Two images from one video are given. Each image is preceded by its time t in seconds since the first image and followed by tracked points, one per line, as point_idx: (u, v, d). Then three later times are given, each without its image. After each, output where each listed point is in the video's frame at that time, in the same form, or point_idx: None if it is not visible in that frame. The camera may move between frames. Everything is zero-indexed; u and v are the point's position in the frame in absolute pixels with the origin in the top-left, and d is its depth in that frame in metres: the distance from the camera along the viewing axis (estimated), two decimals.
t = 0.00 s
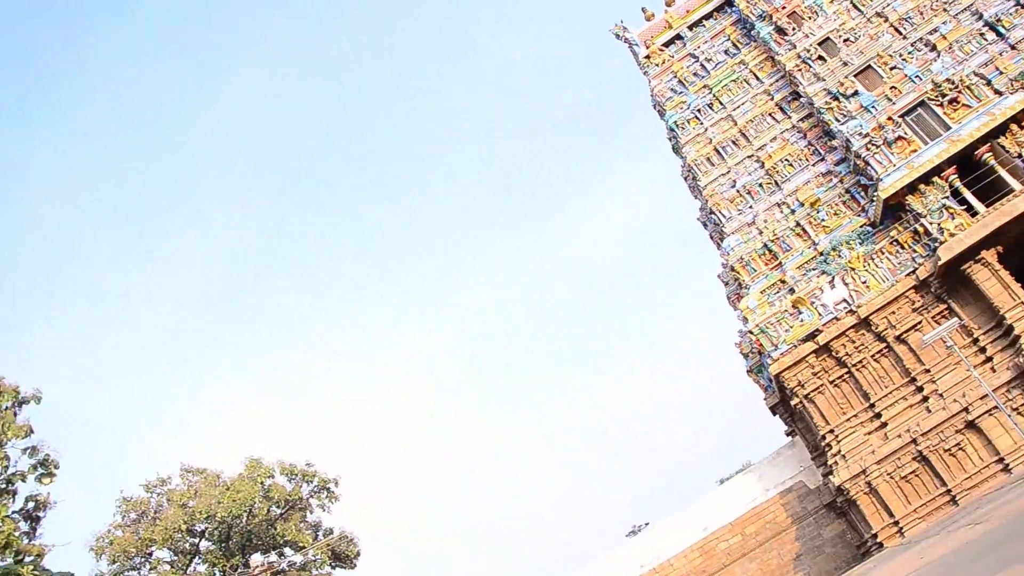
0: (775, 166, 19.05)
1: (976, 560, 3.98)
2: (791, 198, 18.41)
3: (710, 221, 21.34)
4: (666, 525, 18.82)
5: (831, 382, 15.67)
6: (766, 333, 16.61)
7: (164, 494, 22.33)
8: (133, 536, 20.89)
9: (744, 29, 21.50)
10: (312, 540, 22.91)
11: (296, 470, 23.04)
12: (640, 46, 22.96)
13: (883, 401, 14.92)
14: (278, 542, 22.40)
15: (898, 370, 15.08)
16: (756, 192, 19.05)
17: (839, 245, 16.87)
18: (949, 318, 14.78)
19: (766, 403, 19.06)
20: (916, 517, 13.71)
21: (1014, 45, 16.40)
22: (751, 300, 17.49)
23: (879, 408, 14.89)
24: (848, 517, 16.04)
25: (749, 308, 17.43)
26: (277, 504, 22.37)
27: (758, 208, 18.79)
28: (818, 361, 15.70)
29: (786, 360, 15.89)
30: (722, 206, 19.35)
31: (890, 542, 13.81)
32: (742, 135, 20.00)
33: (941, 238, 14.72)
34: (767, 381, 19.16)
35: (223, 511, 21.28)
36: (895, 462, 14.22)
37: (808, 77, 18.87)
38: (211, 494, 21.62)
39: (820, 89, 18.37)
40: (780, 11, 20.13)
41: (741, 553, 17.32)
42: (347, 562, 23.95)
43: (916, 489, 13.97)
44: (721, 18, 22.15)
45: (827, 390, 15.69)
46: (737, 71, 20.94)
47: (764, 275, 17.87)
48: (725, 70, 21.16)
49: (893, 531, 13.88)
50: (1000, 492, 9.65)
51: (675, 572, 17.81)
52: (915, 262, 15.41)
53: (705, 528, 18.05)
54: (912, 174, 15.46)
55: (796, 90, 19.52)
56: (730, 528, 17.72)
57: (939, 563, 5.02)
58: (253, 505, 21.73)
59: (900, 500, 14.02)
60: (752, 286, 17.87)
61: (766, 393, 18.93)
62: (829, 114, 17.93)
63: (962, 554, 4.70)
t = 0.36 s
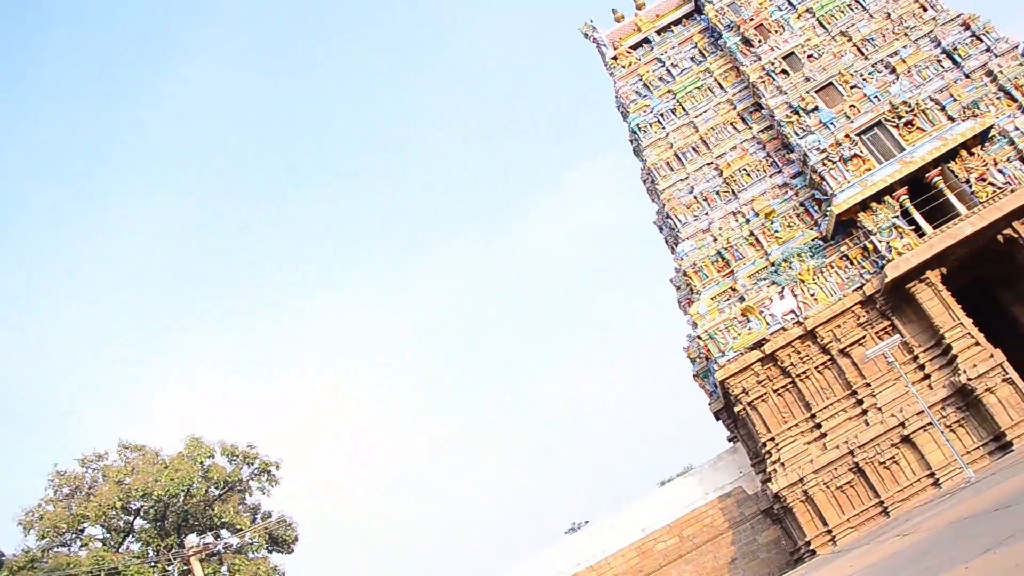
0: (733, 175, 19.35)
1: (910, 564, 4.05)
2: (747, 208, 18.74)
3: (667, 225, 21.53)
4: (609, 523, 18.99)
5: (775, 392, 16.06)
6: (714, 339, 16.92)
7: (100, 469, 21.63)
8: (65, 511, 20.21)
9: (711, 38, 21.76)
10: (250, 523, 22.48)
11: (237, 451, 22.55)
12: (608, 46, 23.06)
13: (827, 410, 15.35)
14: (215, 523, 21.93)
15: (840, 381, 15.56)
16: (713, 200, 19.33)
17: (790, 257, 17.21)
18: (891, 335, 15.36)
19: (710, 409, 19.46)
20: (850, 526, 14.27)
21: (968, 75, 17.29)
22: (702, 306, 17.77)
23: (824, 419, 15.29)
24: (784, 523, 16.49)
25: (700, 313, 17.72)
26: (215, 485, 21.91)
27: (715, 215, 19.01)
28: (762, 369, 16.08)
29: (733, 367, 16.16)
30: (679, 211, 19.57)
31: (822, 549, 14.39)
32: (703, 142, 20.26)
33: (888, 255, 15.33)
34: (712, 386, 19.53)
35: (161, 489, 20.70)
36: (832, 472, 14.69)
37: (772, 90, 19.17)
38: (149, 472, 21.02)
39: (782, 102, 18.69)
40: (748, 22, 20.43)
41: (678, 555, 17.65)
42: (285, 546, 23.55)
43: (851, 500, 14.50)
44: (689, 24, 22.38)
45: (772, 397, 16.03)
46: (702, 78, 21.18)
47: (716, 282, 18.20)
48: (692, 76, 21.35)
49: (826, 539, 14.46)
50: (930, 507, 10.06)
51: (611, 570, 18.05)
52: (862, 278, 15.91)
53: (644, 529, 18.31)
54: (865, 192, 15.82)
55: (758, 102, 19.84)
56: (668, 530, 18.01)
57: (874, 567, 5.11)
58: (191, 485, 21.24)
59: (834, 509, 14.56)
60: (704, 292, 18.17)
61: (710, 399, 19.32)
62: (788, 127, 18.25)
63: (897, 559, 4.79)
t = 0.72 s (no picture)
0: (692, 179, 19.60)
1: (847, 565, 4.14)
2: (704, 211, 19.01)
3: (624, 225, 21.68)
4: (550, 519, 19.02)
5: (723, 395, 16.36)
6: (665, 339, 17.08)
7: (35, 449, 20.85)
8: None
9: (677, 41, 22.01)
10: (193, 507, 21.99)
11: (181, 433, 22.03)
12: (574, 44, 23.15)
13: (772, 412, 15.73)
14: (156, 506, 21.41)
15: (787, 385, 15.95)
16: (671, 202, 19.55)
17: (743, 262, 17.46)
18: (838, 343, 15.83)
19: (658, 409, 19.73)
20: (790, 529, 14.66)
21: (923, 93, 17.99)
22: (655, 307, 17.99)
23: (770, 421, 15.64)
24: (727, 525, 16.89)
25: (653, 314, 17.96)
26: (158, 468, 21.38)
27: (672, 218, 19.27)
28: (711, 371, 16.43)
29: (683, 369, 16.37)
30: (637, 212, 19.74)
31: (762, 550, 14.77)
32: (663, 145, 20.48)
33: (840, 265, 15.64)
34: (661, 387, 19.83)
35: (101, 470, 20.05)
36: (776, 475, 15.04)
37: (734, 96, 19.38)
38: (89, 453, 20.36)
39: (743, 108, 18.91)
40: (714, 28, 20.61)
41: (620, 551, 17.88)
42: (228, 531, 23.10)
43: (792, 503, 14.88)
44: (655, 27, 22.60)
45: (720, 400, 16.33)
46: (666, 81, 21.40)
47: (669, 283, 18.45)
48: (653, 78, 21.54)
49: (766, 540, 14.84)
50: (869, 510, 10.39)
51: (554, 565, 18.22)
52: (812, 286, 16.31)
53: (589, 525, 18.50)
54: (820, 201, 16.18)
55: (720, 107, 20.12)
56: (611, 527, 18.23)
57: (811, 568, 5.23)
58: (132, 467, 20.67)
59: (775, 511, 14.91)
60: (657, 293, 18.40)
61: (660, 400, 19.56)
62: (748, 134, 18.53)
63: (833, 561, 4.91)
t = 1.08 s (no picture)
0: (639, 180, 19.82)
1: (766, 568, 4.26)
2: (649, 214, 19.26)
3: (570, 222, 21.78)
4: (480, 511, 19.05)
5: (657, 396, 16.64)
6: (604, 338, 17.27)
7: None
8: None
9: (634, 44, 22.22)
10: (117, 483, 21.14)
11: (108, 407, 21.18)
12: (532, 38, 23.14)
13: (704, 416, 16.12)
14: (77, 481, 20.53)
15: (720, 390, 16.37)
16: (617, 202, 19.72)
17: (685, 267, 17.91)
18: (772, 351, 16.32)
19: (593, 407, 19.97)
20: (714, 531, 15.06)
21: (868, 112, 18.65)
22: (595, 305, 18.17)
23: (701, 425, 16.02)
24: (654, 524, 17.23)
25: (593, 312, 18.13)
26: (82, 441, 20.52)
27: (618, 219, 19.46)
28: (647, 372, 16.69)
29: (619, 368, 16.60)
30: (583, 210, 19.85)
31: (686, 551, 15.13)
32: (614, 145, 20.64)
33: (778, 274, 16.08)
34: (597, 385, 20.08)
35: (20, 442, 19.14)
36: (704, 477, 15.41)
37: (686, 102, 19.71)
38: (7, 423, 19.39)
39: (694, 114, 19.27)
40: (671, 33, 20.86)
41: (547, 546, 18.03)
42: (152, 509, 22.31)
43: (718, 506, 15.29)
44: (613, 28, 22.77)
45: (653, 401, 16.60)
46: (620, 82, 21.58)
47: (611, 283, 18.65)
48: (607, 78, 21.73)
49: (691, 541, 15.21)
50: (793, 515, 10.76)
51: (481, 557, 18.27)
52: (750, 294, 16.78)
53: (517, 518, 18.61)
54: (763, 211, 16.60)
55: (672, 112, 20.43)
56: (540, 522, 18.37)
57: (732, 569, 5.38)
58: (54, 439, 19.78)
59: (701, 513, 15.29)
60: (599, 292, 18.58)
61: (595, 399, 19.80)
62: (698, 140, 18.83)
63: (754, 563, 5.05)
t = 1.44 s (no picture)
0: (597, 179, 19.92)
1: (699, 567, 4.33)
2: (605, 212, 19.39)
3: (526, 216, 21.77)
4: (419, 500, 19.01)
5: (602, 393, 16.80)
6: (553, 333, 17.38)
7: None
8: None
9: (601, 42, 22.31)
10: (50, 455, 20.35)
11: (43, 376, 20.39)
12: (499, 29, 23.04)
13: (648, 416, 16.37)
14: (7, 450, 19.76)
15: (664, 391, 16.63)
16: (574, 199, 19.79)
17: (637, 267, 18.06)
18: (718, 355, 16.67)
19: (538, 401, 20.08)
20: (651, 529, 15.34)
21: (826, 126, 19.26)
22: (546, 300, 18.23)
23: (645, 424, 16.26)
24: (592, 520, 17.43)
25: (544, 306, 18.19)
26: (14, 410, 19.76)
27: (574, 216, 19.52)
28: (594, 369, 16.84)
29: (566, 364, 16.71)
30: (540, 204, 19.85)
31: (623, 548, 15.37)
32: (574, 142, 20.70)
33: (729, 280, 16.38)
34: (543, 379, 20.20)
35: None
36: (644, 477, 15.66)
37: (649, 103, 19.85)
38: None
39: (656, 117, 19.48)
40: (639, 34, 20.99)
41: (484, 537, 18.08)
42: (85, 482, 21.53)
43: (656, 505, 15.56)
44: (581, 25, 22.83)
45: (598, 398, 16.75)
46: (585, 80, 21.64)
47: (563, 278, 18.73)
48: (572, 74, 21.77)
49: (628, 539, 15.45)
50: (731, 517, 11.01)
51: (418, 545, 18.25)
52: (700, 298, 17.18)
53: (456, 508, 18.62)
54: (717, 217, 16.86)
55: (634, 113, 20.62)
56: (478, 512, 18.43)
57: (666, 567, 5.47)
58: None
59: (639, 511, 15.53)
60: (550, 287, 18.63)
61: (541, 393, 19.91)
62: (658, 143, 19.01)
63: (688, 562, 5.15)
